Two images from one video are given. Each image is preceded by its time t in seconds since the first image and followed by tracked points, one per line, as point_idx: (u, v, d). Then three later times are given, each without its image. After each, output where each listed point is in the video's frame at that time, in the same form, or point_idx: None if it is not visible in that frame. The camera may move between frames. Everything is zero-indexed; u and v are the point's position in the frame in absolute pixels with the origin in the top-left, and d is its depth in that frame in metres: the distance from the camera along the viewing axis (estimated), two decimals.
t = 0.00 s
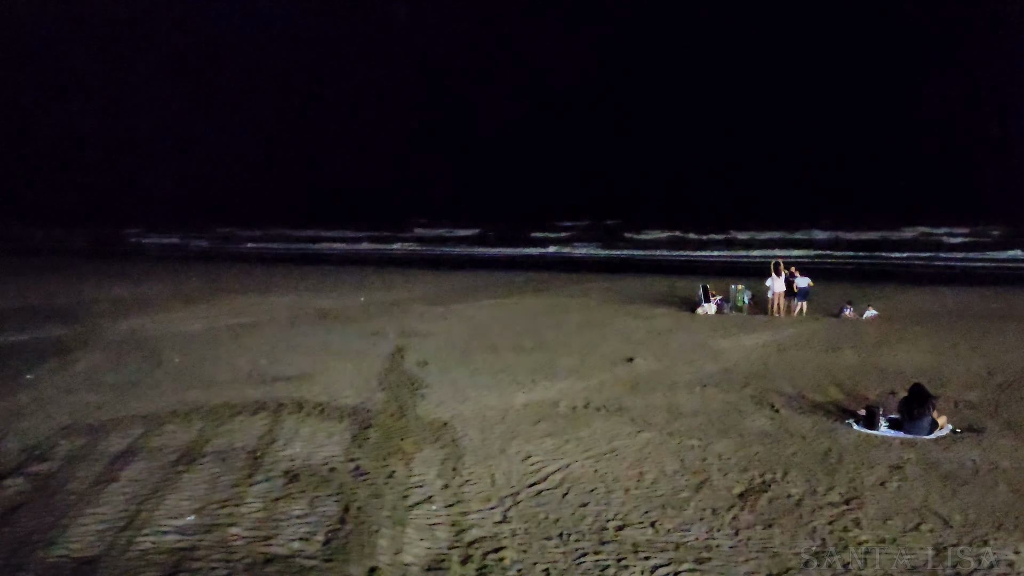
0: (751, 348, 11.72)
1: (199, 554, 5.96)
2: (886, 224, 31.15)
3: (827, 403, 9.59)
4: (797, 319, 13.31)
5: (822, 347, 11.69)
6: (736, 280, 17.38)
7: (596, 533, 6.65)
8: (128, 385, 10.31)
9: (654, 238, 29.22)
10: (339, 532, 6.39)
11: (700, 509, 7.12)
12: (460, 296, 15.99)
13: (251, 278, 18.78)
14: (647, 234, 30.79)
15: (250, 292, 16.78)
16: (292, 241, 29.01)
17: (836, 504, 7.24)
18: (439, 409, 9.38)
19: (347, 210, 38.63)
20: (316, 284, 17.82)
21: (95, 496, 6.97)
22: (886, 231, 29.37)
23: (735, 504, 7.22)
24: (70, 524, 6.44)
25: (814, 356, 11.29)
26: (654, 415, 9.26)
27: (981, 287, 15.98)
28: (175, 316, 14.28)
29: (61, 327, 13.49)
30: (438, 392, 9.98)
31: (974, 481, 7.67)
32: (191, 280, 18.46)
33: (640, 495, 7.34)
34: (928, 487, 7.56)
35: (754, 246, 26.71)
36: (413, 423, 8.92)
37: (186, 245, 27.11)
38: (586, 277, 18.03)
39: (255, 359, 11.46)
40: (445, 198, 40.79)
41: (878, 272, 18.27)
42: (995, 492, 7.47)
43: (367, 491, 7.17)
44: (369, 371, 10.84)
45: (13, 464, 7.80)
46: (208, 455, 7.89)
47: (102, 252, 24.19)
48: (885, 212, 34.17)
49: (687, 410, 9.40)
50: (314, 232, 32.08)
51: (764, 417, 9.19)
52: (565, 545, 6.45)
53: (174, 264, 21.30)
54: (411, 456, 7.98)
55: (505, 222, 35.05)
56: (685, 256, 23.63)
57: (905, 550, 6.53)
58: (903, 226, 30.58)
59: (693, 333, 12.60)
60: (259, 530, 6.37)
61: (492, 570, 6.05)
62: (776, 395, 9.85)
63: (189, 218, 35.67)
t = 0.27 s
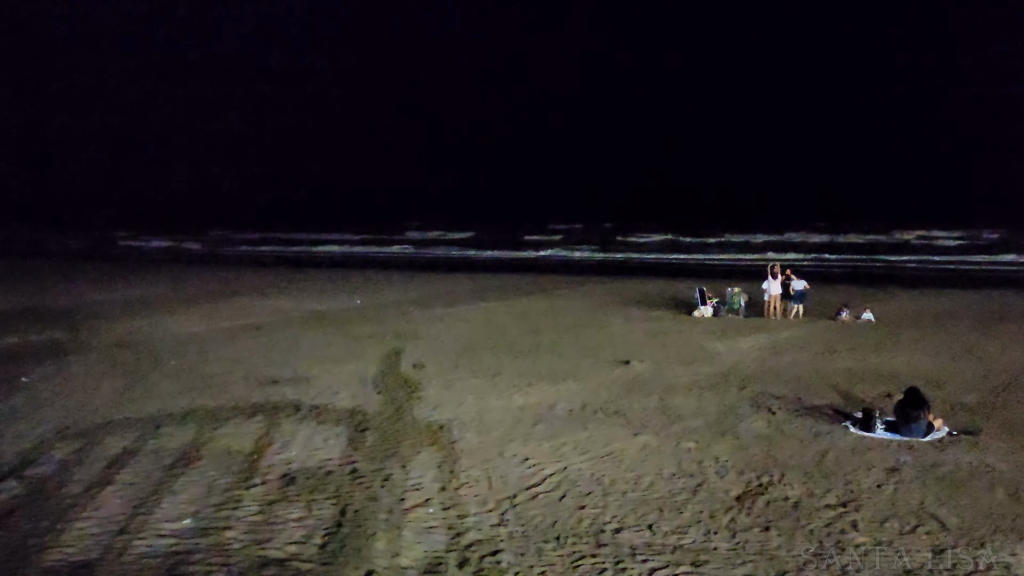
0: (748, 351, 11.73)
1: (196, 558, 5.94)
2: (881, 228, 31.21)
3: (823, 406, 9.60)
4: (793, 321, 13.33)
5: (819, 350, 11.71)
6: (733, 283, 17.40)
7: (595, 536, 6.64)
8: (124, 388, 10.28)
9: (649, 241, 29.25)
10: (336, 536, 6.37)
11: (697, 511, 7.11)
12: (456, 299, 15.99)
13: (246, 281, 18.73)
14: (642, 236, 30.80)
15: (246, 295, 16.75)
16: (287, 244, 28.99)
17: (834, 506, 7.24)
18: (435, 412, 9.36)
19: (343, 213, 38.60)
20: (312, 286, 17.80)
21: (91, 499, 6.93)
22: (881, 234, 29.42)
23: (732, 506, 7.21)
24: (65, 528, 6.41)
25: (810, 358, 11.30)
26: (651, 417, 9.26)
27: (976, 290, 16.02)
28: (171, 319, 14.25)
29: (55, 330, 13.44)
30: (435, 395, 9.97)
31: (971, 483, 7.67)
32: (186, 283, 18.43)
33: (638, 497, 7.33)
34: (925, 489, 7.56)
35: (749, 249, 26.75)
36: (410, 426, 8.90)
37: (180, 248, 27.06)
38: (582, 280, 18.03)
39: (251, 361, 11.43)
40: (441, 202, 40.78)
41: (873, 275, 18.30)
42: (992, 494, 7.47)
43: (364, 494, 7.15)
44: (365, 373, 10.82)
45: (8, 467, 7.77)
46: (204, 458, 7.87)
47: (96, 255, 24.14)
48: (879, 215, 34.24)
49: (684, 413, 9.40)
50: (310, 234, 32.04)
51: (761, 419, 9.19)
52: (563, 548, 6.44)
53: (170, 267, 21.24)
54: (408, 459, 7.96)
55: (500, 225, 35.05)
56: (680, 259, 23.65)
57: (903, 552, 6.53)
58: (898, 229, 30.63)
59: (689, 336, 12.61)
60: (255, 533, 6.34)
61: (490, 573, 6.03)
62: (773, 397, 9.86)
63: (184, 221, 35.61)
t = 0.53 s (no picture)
0: (741, 353, 11.75)
1: (189, 561, 5.92)
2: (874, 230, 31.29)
3: (817, 407, 9.62)
4: (786, 323, 13.36)
5: (812, 352, 11.73)
6: (726, 285, 17.42)
7: (589, 538, 6.64)
8: (117, 391, 10.25)
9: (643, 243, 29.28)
10: (331, 538, 6.36)
11: (692, 513, 7.12)
12: (450, 301, 15.98)
13: (240, 283, 18.70)
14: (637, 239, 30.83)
15: (240, 297, 16.72)
16: (280, 246, 28.97)
17: (827, 508, 7.25)
18: (430, 414, 9.35)
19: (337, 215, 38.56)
20: (306, 289, 17.76)
21: (83, 503, 6.90)
22: (874, 236, 29.50)
23: (726, 508, 7.22)
24: (58, 531, 6.38)
25: (804, 360, 11.32)
26: (645, 419, 9.26)
27: (969, 291, 16.07)
28: (164, 321, 14.22)
29: (48, 332, 13.40)
30: (429, 397, 9.96)
31: (964, 485, 7.69)
32: (179, 285, 18.38)
33: (632, 500, 7.33)
34: (919, 491, 7.58)
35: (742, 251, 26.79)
36: (404, 428, 8.89)
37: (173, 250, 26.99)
38: (576, 282, 18.04)
39: (244, 364, 11.40)
40: (435, 204, 40.77)
41: (866, 277, 18.34)
42: (985, 496, 7.49)
43: (358, 497, 7.14)
44: (359, 376, 10.81)
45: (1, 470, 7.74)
46: (198, 461, 7.85)
47: (89, 257, 24.06)
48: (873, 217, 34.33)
49: (678, 415, 9.41)
50: (304, 237, 32.00)
51: (755, 421, 9.20)
52: (557, 551, 6.43)
53: (163, 269, 21.20)
54: (402, 461, 7.94)
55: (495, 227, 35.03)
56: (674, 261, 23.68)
57: (896, 553, 6.54)
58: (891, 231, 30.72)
59: (683, 337, 12.62)
60: (249, 536, 6.32)
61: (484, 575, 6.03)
62: (767, 399, 9.88)
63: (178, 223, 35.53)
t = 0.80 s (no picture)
0: (730, 354, 11.78)
1: (177, 565, 5.88)
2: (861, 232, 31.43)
3: (805, 409, 9.65)
4: (775, 325, 13.40)
5: (800, 354, 11.77)
6: (715, 287, 17.48)
7: (578, 540, 6.64)
8: (104, 394, 10.19)
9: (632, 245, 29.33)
10: (319, 542, 6.33)
11: (681, 514, 7.13)
12: (440, 303, 15.97)
13: (227, 285, 18.61)
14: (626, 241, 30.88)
15: (228, 299, 16.66)
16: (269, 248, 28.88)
17: (816, 509, 7.27)
18: (419, 417, 9.33)
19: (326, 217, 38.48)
20: (295, 291, 17.72)
21: (70, 506, 6.86)
22: (861, 238, 29.63)
23: (715, 509, 7.23)
24: (44, 535, 6.33)
25: (792, 362, 11.36)
26: (634, 421, 9.27)
27: (956, 293, 16.15)
28: (152, 324, 14.16)
29: (34, 336, 13.30)
30: (418, 400, 9.94)
31: (951, 486, 7.73)
32: (167, 288, 18.31)
33: (622, 502, 7.33)
34: (906, 491, 7.61)
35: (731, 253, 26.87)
36: (393, 431, 8.87)
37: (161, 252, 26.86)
38: (565, 284, 18.06)
39: (232, 366, 11.36)
40: (423, 206, 40.74)
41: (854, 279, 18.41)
42: (972, 496, 7.53)
43: (347, 500, 7.11)
44: (348, 378, 10.78)
45: None
46: (185, 464, 7.81)
47: (75, 259, 23.93)
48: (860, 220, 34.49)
49: (667, 416, 9.42)
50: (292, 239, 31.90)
51: (744, 423, 9.22)
52: (547, 553, 6.43)
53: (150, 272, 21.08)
54: (391, 464, 7.92)
55: (483, 229, 35.02)
56: (663, 263, 23.72)
57: (884, 554, 6.56)
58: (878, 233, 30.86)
59: (672, 339, 12.65)
60: (237, 540, 6.29)
61: None
62: (755, 401, 9.90)
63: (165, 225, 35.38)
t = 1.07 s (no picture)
0: (712, 356, 11.83)
1: (159, 570, 5.84)
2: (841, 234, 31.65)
3: (787, 410, 9.70)
4: (757, 327, 13.47)
5: (782, 355, 11.83)
6: (698, 289, 17.54)
7: (562, 542, 6.64)
8: (84, 398, 10.10)
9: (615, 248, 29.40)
10: (302, 545, 6.30)
11: (664, 516, 7.15)
12: (423, 306, 15.94)
13: (209, 288, 18.50)
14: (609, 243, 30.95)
15: (210, 303, 16.55)
16: (251, 251, 28.71)
17: (799, 509, 7.31)
18: (402, 420, 9.31)
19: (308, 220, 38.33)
20: (277, 294, 17.64)
21: (49, 512, 6.79)
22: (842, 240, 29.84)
23: (699, 510, 7.26)
24: (23, 541, 6.27)
25: (774, 363, 11.42)
26: (618, 423, 9.28)
27: (936, 295, 16.29)
28: (133, 327, 14.05)
29: (12, 340, 13.16)
30: (402, 402, 9.92)
31: (932, 485, 7.79)
32: (148, 291, 18.17)
33: (606, 503, 7.34)
34: (887, 491, 7.67)
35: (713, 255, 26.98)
36: (376, 434, 8.84)
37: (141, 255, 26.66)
38: (549, 287, 18.07)
39: (214, 370, 11.29)
40: (406, 208, 40.68)
41: (835, 281, 18.54)
42: (952, 496, 7.60)
43: (331, 503, 7.08)
44: (331, 381, 10.74)
45: None
46: (167, 469, 7.75)
47: (55, 263, 23.72)
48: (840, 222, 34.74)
49: (650, 418, 9.45)
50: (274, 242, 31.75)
51: (726, 424, 9.26)
52: (531, 555, 6.43)
53: (130, 275, 20.92)
54: (374, 467, 7.90)
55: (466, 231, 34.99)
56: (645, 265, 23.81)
57: (866, 553, 6.61)
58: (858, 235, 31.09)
59: (656, 341, 12.68)
60: (220, 544, 6.25)
61: None
62: (738, 402, 9.94)
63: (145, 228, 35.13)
